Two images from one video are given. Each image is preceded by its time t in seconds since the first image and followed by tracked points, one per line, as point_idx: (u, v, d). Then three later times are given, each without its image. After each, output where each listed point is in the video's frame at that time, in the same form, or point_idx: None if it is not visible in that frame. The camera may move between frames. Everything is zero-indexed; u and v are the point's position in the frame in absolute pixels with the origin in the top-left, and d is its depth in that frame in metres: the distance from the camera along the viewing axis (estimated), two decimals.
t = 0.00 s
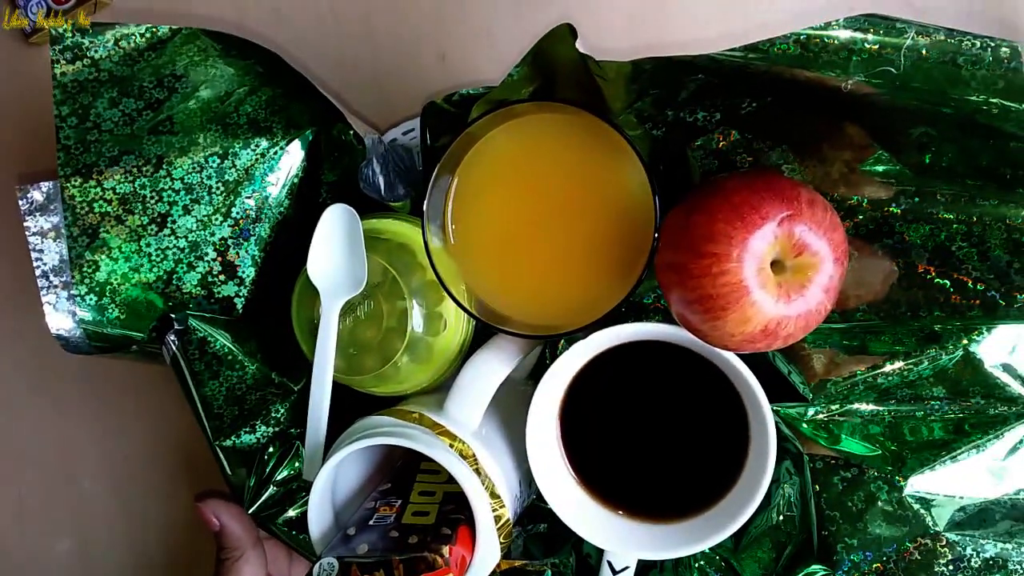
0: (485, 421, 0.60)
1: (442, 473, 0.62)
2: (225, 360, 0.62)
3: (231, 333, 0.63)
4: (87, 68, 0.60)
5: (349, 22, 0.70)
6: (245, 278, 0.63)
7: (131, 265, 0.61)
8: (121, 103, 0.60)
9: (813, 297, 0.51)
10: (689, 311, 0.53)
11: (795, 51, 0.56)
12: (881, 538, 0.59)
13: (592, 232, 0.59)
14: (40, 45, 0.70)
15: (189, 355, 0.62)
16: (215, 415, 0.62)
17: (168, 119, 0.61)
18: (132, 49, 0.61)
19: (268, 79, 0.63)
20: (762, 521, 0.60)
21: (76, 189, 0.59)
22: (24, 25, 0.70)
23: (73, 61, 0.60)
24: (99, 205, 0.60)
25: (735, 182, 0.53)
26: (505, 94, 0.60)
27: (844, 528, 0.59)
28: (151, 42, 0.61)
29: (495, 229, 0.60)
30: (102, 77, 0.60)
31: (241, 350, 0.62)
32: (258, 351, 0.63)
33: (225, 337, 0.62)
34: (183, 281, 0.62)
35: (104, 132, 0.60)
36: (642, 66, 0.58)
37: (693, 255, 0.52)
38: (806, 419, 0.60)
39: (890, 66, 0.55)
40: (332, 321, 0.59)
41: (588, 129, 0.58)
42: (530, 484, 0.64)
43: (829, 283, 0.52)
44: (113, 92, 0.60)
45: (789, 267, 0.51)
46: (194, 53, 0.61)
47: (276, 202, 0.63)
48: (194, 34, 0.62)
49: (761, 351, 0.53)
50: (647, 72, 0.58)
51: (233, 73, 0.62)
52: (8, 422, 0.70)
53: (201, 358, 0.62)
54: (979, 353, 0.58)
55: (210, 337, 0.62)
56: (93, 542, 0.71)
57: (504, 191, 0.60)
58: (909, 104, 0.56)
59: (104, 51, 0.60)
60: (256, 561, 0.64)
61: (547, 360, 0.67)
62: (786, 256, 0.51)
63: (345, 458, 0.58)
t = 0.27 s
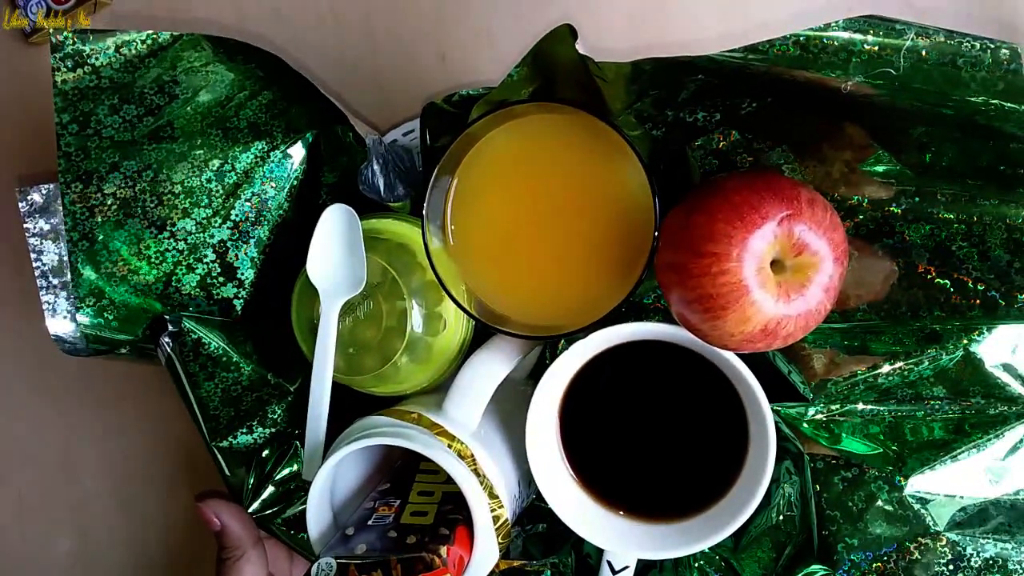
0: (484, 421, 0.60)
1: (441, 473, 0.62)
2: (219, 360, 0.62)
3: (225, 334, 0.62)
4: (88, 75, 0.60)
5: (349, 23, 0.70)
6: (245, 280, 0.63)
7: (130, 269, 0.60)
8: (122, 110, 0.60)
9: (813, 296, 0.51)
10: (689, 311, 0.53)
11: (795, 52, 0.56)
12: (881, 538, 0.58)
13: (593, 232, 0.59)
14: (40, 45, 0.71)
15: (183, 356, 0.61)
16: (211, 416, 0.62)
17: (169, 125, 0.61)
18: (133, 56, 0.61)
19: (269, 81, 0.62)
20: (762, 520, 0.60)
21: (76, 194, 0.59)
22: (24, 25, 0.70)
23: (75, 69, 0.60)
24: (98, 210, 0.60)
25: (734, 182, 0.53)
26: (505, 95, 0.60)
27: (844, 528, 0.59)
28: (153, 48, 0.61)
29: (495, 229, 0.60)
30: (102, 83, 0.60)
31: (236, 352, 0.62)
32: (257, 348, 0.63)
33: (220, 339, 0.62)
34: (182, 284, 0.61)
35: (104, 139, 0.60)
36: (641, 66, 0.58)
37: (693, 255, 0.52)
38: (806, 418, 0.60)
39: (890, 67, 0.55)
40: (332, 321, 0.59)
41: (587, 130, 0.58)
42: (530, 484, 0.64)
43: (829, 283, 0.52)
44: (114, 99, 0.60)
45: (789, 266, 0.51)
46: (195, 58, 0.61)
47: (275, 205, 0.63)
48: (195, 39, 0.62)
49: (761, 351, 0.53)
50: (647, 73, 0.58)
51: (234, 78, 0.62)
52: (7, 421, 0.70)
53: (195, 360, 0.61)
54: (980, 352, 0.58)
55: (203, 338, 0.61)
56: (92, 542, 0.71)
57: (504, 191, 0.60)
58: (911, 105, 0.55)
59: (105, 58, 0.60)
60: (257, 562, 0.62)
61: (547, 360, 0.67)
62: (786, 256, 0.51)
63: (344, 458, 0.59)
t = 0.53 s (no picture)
0: (484, 421, 0.60)
1: (440, 473, 0.62)
2: (218, 360, 0.61)
3: (223, 335, 0.62)
4: (89, 79, 0.60)
5: (349, 23, 0.70)
6: (245, 281, 0.63)
7: (130, 270, 0.60)
8: (122, 113, 0.60)
9: (813, 296, 0.51)
10: (690, 311, 0.53)
11: (795, 52, 0.56)
12: (882, 536, 0.58)
13: (593, 232, 0.59)
14: (40, 45, 0.71)
15: (181, 356, 0.61)
16: (209, 416, 0.62)
17: (169, 127, 0.61)
18: (134, 60, 0.61)
19: (269, 82, 0.62)
20: (762, 520, 0.60)
21: (76, 198, 0.59)
22: (24, 25, 0.70)
23: (75, 73, 0.60)
24: (99, 213, 0.60)
25: (734, 182, 0.53)
26: (505, 94, 0.60)
27: (845, 527, 0.59)
28: (153, 52, 0.61)
29: (495, 229, 0.60)
30: (103, 87, 0.60)
31: (234, 352, 0.62)
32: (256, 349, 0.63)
33: (217, 340, 0.61)
34: (183, 284, 0.61)
35: (105, 141, 0.60)
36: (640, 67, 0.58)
37: (693, 255, 0.52)
38: (807, 418, 0.60)
39: (890, 67, 0.55)
40: (332, 321, 0.59)
41: (587, 130, 0.58)
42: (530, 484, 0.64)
43: (829, 282, 0.52)
44: (114, 103, 0.60)
45: (788, 266, 0.51)
46: (195, 61, 0.61)
47: (275, 205, 0.62)
48: (195, 42, 0.62)
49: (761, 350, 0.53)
50: (647, 74, 0.57)
51: (234, 80, 0.62)
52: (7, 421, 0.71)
53: (193, 360, 0.61)
54: (979, 352, 0.58)
55: (201, 339, 0.61)
56: (92, 543, 0.70)
57: (504, 191, 0.60)
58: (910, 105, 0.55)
59: (105, 61, 0.60)
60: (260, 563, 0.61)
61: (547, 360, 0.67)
62: (786, 255, 0.51)
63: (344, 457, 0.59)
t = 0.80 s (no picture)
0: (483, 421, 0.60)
1: (440, 473, 0.62)
2: (219, 362, 0.61)
3: (221, 336, 0.62)
4: (88, 78, 0.60)
5: (349, 23, 0.70)
6: (244, 281, 0.63)
7: (130, 269, 0.60)
8: (122, 112, 0.60)
9: (813, 296, 0.51)
10: (689, 311, 0.53)
11: (795, 52, 0.56)
12: (883, 535, 0.58)
13: (592, 232, 0.59)
14: (39, 45, 0.71)
15: (179, 357, 0.61)
16: (208, 417, 0.62)
17: (169, 127, 0.61)
18: (134, 59, 0.61)
19: (269, 82, 0.62)
20: (762, 520, 0.60)
21: (75, 196, 0.60)
22: (24, 25, 0.70)
23: (75, 71, 0.60)
24: (98, 211, 0.60)
25: (734, 182, 0.53)
26: (505, 94, 0.60)
27: (845, 527, 0.59)
28: (153, 51, 0.61)
29: (495, 229, 0.60)
30: (103, 86, 0.61)
31: (233, 353, 0.62)
32: (256, 348, 0.63)
33: (215, 342, 0.61)
34: (182, 284, 0.61)
35: (105, 140, 0.60)
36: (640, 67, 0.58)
37: (692, 255, 0.52)
38: (807, 418, 0.60)
39: (890, 67, 0.55)
40: (332, 321, 0.59)
41: (587, 130, 0.58)
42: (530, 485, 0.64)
43: (829, 282, 0.52)
44: (114, 102, 0.60)
45: (788, 266, 0.51)
46: (195, 60, 0.62)
47: (275, 206, 0.62)
48: (196, 42, 0.62)
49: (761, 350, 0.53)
50: (647, 74, 0.58)
51: (234, 79, 0.62)
52: (8, 420, 0.71)
53: (193, 361, 0.61)
54: (979, 353, 0.58)
55: (200, 340, 0.61)
56: (92, 542, 0.70)
57: (504, 190, 0.60)
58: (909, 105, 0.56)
59: (105, 60, 0.60)
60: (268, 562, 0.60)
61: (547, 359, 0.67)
62: (786, 256, 0.51)
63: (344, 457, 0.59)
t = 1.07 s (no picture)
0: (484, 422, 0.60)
1: (442, 474, 0.62)
2: (214, 366, 0.61)
3: (218, 338, 0.61)
4: (87, 77, 0.60)
5: (349, 23, 0.70)
6: (244, 281, 0.63)
7: (129, 270, 0.60)
8: (121, 111, 0.60)
9: (812, 295, 0.51)
10: (689, 310, 0.53)
11: (793, 52, 0.56)
12: (885, 535, 0.58)
13: (592, 232, 0.59)
14: (39, 45, 0.71)
15: (177, 361, 0.61)
16: (211, 420, 0.62)
17: (168, 126, 0.61)
18: (133, 57, 0.61)
19: (268, 81, 0.63)
20: (765, 519, 0.61)
21: (75, 196, 0.60)
22: (23, 26, 0.70)
23: (74, 70, 0.60)
24: (97, 211, 0.60)
25: (733, 181, 0.53)
26: (503, 95, 0.60)
27: (847, 526, 0.59)
28: (152, 49, 0.61)
29: (495, 229, 0.60)
30: (102, 85, 0.61)
31: (231, 355, 0.62)
32: (256, 349, 0.63)
33: (213, 345, 0.61)
34: (181, 284, 0.61)
35: (104, 140, 0.60)
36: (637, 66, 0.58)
37: (692, 254, 0.52)
38: (807, 417, 0.60)
39: (890, 67, 0.56)
40: (332, 322, 0.59)
41: (586, 130, 0.58)
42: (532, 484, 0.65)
43: (829, 281, 0.52)
44: (113, 101, 0.60)
45: (788, 265, 0.51)
46: (195, 60, 0.62)
47: (275, 206, 0.63)
48: (196, 42, 0.62)
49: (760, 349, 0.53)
50: (646, 73, 0.58)
51: (234, 79, 0.62)
52: (9, 419, 0.71)
53: (190, 365, 0.61)
54: (980, 350, 0.59)
55: (197, 343, 0.61)
56: (93, 544, 0.70)
57: (503, 191, 0.60)
58: (907, 104, 0.56)
59: (104, 59, 0.61)
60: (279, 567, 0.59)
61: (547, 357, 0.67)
62: (785, 255, 0.51)
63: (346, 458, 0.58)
